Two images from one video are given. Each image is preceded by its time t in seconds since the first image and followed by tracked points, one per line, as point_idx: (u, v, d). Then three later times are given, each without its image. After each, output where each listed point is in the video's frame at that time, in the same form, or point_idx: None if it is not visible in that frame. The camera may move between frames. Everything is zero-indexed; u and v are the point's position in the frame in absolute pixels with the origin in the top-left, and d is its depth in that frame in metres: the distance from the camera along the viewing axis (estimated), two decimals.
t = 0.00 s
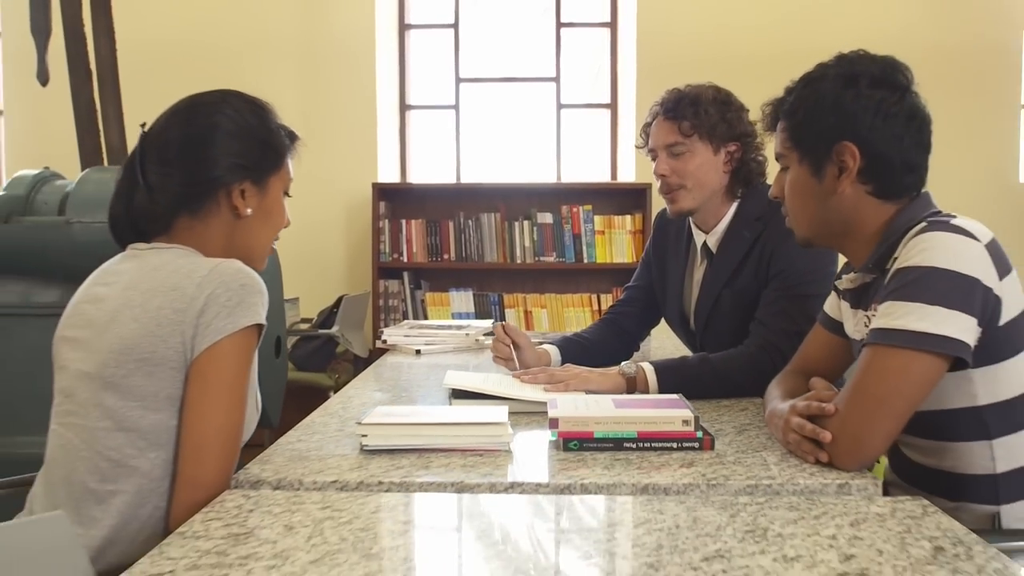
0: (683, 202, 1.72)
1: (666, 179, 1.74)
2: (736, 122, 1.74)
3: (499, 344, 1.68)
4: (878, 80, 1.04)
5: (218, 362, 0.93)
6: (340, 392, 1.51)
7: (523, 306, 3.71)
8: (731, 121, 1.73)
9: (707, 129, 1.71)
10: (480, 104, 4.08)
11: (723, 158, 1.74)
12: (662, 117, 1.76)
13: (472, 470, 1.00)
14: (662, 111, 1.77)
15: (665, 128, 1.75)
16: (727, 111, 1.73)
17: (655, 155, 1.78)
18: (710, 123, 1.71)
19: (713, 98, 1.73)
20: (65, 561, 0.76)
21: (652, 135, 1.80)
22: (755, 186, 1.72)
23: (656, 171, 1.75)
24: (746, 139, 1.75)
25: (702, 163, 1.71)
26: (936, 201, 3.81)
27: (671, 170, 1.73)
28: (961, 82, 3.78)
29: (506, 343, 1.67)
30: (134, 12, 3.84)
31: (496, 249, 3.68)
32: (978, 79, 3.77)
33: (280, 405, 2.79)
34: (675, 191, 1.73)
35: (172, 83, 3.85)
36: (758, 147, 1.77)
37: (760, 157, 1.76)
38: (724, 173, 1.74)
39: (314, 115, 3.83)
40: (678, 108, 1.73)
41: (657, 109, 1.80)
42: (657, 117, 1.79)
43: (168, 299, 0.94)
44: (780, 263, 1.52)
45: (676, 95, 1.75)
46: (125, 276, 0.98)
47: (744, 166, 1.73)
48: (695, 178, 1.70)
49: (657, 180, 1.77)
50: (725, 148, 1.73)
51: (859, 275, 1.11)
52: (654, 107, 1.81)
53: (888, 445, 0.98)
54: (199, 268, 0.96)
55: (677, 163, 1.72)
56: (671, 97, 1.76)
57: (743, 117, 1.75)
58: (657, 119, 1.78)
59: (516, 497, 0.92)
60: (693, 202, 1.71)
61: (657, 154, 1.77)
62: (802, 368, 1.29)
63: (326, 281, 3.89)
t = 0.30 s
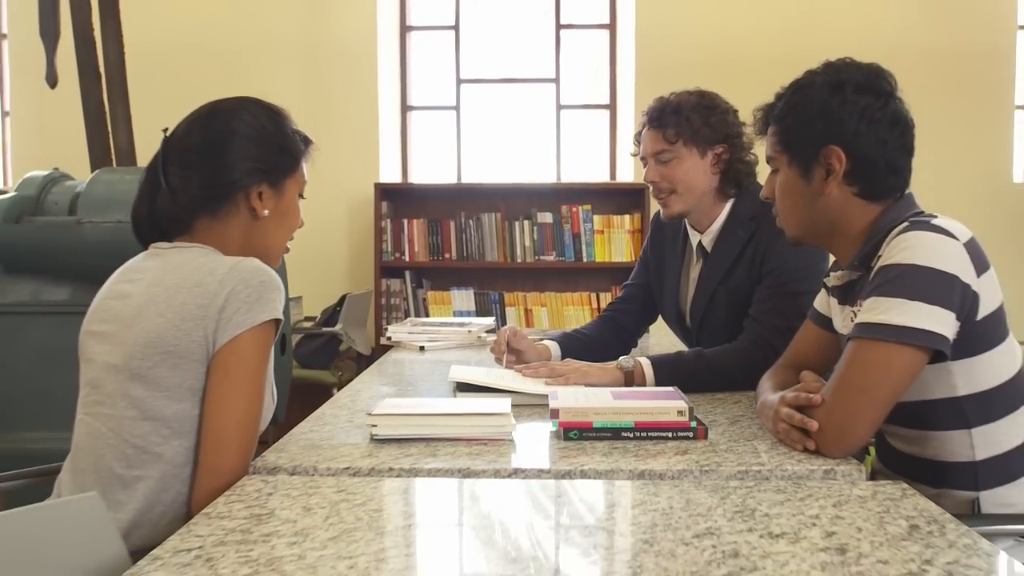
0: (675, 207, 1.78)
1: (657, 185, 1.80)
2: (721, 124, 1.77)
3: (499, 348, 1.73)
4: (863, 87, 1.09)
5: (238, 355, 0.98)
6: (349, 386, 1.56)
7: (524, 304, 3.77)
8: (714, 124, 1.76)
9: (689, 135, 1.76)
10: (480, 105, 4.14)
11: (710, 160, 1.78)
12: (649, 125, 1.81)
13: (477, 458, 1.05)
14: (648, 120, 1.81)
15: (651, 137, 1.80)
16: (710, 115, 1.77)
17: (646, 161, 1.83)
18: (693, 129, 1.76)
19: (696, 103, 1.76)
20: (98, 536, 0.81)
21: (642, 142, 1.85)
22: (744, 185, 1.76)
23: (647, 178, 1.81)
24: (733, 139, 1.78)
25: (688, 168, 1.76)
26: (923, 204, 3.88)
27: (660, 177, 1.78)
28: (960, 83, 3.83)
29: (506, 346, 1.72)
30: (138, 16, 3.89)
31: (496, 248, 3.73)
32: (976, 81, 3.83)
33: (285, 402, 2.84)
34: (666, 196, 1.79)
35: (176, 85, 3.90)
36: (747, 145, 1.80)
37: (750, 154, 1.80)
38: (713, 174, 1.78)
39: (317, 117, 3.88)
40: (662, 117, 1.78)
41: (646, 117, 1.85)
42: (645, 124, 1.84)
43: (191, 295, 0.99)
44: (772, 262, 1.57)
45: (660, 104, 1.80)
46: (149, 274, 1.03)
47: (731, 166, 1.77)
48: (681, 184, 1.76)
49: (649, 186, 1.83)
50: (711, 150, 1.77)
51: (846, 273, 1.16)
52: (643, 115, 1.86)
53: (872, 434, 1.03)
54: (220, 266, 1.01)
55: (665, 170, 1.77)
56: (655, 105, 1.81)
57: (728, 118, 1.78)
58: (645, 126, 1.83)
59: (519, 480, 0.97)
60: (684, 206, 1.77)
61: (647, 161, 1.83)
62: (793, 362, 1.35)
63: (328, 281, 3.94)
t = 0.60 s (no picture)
0: (672, 208, 1.82)
1: (654, 188, 1.84)
2: (715, 127, 1.82)
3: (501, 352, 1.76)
4: (852, 93, 1.14)
5: (254, 350, 1.03)
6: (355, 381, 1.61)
7: (524, 303, 3.82)
8: (708, 128, 1.81)
9: (684, 139, 1.80)
10: (481, 106, 4.18)
11: (705, 162, 1.82)
12: (645, 131, 1.85)
13: (482, 448, 1.10)
14: (644, 125, 1.86)
15: (648, 141, 1.84)
16: (704, 119, 1.81)
17: (643, 165, 1.88)
18: (688, 133, 1.80)
19: (690, 107, 1.81)
20: (130, 519, 0.86)
21: (639, 147, 1.89)
22: (739, 186, 1.81)
23: (644, 181, 1.85)
24: (728, 141, 1.83)
25: (684, 171, 1.80)
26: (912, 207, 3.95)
27: (657, 180, 1.83)
28: (959, 83, 3.88)
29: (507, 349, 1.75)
30: (143, 19, 3.94)
31: (497, 248, 3.77)
32: (972, 83, 3.87)
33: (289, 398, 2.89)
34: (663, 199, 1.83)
35: (180, 87, 3.95)
36: (741, 147, 1.85)
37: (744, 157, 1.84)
38: (708, 176, 1.82)
39: (319, 119, 3.93)
40: (657, 122, 1.82)
41: (641, 123, 1.89)
42: (641, 129, 1.88)
43: (208, 292, 1.04)
44: (767, 261, 1.62)
45: (655, 109, 1.84)
46: (167, 272, 1.07)
47: (726, 167, 1.81)
48: (677, 186, 1.80)
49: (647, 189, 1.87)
50: (706, 153, 1.82)
51: (836, 271, 1.21)
52: (639, 121, 1.90)
53: (861, 425, 1.08)
54: (236, 265, 1.06)
55: (662, 173, 1.82)
56: (651, 111, 1.85)
57: (722, 121, 1.83)
58: (642, 132, 1.88)
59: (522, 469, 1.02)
60: (681, 207, 1.81)
61: (644, 165, 1.87)
62: (786, 357, 1.39)
63: (330, 281, 3.99)
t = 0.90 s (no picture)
0: (671, 209, 1.85)
1: (652, 188, 1.87)
2: (713, 129, 1.85)
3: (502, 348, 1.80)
4: (844, 96, 1.17)
5: (265, 345, 1.06)
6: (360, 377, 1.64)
7: (525, 301, 3.85)
8: (705, 130, 1.84)
9: (682, 140, 1.84)
10: (481, 107, 4.22)
11: (703, 163, 1.86)
12: (644, 133, 1.89)
13: (485, 441, 1.13)
14: (643, 128, 1.90)
15: (646, 143, 1.88)
16: (702, 121, 1.85)
17: (642, 167, 1.92)
18: (686, 134, 1.84)
19: (687, 109, 1.84)
20: (152, 508, 0.90)
21: (638, 150, 1.93)
22: (736, 186, 1.84)
23: (643, 182, 1.88)
24: (725, 142, 1.86)
25: (681, 172, 1.83)
26: (903, 206, 4.00)
27: (656, 181, 1.86)
28: (958, 83, 3.91)
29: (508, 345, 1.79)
30: (146, 20, 3.96)
31: (498, 247, 3.81)
32: (970, 84, 3.91)
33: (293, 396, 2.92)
34: (662, 199, 1.87)
35: (183, 88, 3.98)
36: (739, 149, 1.88)
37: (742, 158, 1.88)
38: (706, 177, 1.86)
39: (321, 119, 3.96)
40: (655, 124, 1.86)
41: (640, 125, 1.93)
42: (640, 132, 1.92)
43: (221, 290, 1.07)
44: (764, 260, 1.65)
45: (654, 112, 1.88)
46: (181, 271, 1.11)
47: (723, 168, 1.85)
48: (676, 186, 1.83)
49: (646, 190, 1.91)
50: (703, 154, 1.85)
51: (830, 269, 1.24)
52: (638, 124, 1.94)
53: (852, 419, 1.12)
54: (248, 263, 1.10)
55: (661, 174, 1.85)
56: (649, 113, 1.89)
57: (719, 123, 1.86)
58: (641, 134, 1.91)
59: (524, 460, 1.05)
60: (679, 207, 1.85)
61: (644, 167, 1.91)
62: (782, 354, 1.43)
63: (332, 280, 4.02)
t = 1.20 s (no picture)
0: (670, 209, 1.87)
1: (652, 189, 1.89)
2: (711, 130, 1.87)
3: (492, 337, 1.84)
4: (840, 98, 1.20)
5: (271, 343, 1.09)
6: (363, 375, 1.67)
7: (526, 301, 3.87)
8: (704, 131, 1.87)
9: (681, 141, 1.86)
10: (482, 107, 4.24)
11: (701, 164, 1.88)
12: (643, 135, 1.91)
13: (487, 437, 1.15)
14: (643, 129, 1.92)
15: (646, 144, 1.90)
16: (700, 122, 1.87)
17: (641, 168, 1.94)
18: (685, 134, 1.86)
19: (686, 110, 1.87)
20: (154, 495, 0.92)
21: (637, 151, 1.95)
22: (734, 186, 1.86)
23: (642, 183, 1.90)
24: (723, 143, 1.88)
25: (681, 172, 1.85)
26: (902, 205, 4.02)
27: (656, 182, 1.88)
28: (956, 83, 3.93)
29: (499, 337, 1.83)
30: (148, 21, 3.98)
31: (499, 247, 3.83)
32: (967, 84, 3.93)
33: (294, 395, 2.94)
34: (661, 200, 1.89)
35: (185, 88, 4.00)
36: (737, 150, 1.90)
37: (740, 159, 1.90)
38: (705, 177, 1.88)
39: (323, 120, 3.98)
40: (655, 125, 1.89)
41: (639, 128, 1.95)
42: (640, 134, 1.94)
43: (229, 288, 1.10)
44: (761, 259, 1.67)
45: (653, 113, 1.91)
46: (189, 269, 1.13)
47: (722, 168, 1.87)
48: (675, 187, 1.85)
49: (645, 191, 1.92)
50: (702, 155, 1.87)
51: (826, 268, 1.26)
52: (637, 125, 1.96)
53: (847, 415, 1.14)
54: (254, 262, 1.12)
55: (660, 174, 1.87)
56: (648, 115, 1.91)
57: (717, 124, 1.88)
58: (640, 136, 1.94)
59: (525, 455, 1.07)
60: (679, 208, 1.86)
61: (643, 168, 1.93)
62: (779, 352, 1.45)
63: (334, 279, 4.05)
